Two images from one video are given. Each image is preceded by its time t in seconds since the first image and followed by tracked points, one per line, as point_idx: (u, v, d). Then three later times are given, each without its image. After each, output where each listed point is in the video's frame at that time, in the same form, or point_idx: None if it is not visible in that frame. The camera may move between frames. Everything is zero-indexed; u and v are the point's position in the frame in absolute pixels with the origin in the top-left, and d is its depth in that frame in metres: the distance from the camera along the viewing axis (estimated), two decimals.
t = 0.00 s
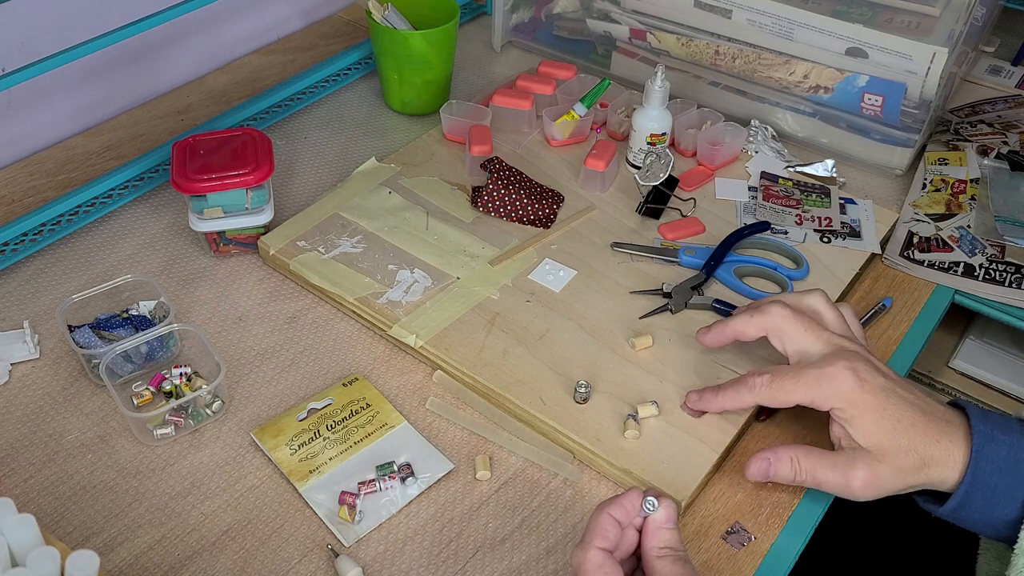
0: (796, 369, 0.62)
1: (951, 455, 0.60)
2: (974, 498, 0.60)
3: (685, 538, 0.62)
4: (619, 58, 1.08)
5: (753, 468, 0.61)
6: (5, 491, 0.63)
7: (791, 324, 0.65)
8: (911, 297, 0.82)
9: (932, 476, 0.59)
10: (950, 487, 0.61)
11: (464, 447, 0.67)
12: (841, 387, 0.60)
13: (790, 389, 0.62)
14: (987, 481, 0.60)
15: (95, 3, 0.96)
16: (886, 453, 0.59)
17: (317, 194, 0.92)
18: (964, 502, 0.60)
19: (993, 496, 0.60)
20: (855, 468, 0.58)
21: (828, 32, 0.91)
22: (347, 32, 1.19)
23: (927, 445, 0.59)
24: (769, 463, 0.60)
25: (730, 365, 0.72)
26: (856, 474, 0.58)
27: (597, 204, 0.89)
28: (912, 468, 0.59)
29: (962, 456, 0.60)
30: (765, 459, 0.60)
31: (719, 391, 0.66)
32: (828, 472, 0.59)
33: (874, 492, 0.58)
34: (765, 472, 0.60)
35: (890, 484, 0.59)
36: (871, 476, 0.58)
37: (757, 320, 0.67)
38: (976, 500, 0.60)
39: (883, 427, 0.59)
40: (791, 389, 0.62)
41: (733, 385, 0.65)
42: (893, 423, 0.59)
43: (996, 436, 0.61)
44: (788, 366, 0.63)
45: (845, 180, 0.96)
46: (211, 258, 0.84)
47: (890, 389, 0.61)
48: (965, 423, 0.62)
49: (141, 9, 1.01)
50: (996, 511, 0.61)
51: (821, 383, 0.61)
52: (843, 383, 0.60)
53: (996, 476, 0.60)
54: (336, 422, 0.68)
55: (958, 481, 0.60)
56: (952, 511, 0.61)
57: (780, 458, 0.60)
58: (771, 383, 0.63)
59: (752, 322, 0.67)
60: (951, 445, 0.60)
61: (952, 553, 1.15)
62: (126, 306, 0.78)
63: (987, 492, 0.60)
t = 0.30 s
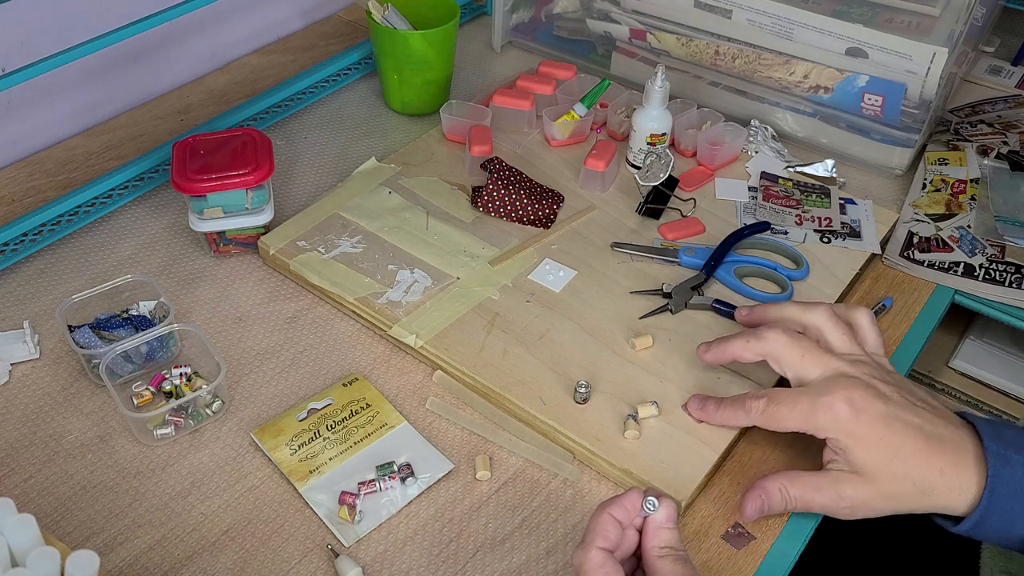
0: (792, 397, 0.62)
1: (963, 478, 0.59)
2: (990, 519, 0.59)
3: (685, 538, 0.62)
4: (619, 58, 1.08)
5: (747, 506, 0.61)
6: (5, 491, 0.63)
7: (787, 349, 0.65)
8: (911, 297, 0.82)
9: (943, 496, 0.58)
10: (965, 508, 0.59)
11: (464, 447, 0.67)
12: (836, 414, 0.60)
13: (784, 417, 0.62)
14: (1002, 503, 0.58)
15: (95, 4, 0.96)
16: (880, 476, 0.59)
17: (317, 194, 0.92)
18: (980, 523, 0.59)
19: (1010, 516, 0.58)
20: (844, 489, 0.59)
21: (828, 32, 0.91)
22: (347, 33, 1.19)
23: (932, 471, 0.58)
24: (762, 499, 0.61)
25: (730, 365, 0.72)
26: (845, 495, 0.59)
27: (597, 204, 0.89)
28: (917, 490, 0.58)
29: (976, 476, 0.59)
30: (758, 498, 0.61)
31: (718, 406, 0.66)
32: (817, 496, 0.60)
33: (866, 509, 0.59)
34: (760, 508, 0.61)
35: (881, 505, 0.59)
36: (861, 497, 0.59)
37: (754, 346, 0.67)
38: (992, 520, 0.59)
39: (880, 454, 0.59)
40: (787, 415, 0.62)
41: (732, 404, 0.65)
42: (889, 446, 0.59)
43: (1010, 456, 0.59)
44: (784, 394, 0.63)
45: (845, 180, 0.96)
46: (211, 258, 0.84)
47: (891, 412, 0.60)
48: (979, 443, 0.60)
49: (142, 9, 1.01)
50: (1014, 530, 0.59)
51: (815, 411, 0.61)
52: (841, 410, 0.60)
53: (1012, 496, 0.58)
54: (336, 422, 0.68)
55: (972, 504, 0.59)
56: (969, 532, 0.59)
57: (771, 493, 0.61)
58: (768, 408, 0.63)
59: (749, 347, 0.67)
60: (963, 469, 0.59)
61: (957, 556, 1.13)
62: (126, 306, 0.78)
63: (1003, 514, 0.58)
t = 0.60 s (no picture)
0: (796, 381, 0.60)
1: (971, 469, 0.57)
2: (995, 515, 0.58)
3: (685, 538, 0.62)
4: (619, 58, 1.08)
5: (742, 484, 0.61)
6: (5, 491, 0.63)
7: (791, 341, 0.63)
8: (911, 297, 0.82)
9: (952, 485, 0.57)
10: (970, 504, 0.58)
11: (464, 447, 0.67)
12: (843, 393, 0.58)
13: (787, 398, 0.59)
14: (1008, 496, 0.58)
15: (95, 4, 0.96)
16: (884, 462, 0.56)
17: (317, 194, 0.92)
18: (984, 518, 0.58)
19: (1013, 511, 0.58)
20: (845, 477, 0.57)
21: (828, 32, 0.91)
22: (347, 33, 1.18)
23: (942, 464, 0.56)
24: (762, 479, 0.60)
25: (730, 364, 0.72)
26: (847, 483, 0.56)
27: (597, 203, 0.89)
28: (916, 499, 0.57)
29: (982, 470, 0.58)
30: (756, 476, 0.60)
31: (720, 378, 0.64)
32: (818, 484, 0.58)
33: (870, 502, 0.56)
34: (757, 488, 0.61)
35: (887, 498, 0.56)
36: (866, 489, 0.56)
37: (756, 340, 0.65)
38: (997, 516, 0.58)
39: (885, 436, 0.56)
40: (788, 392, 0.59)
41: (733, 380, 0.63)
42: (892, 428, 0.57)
43: (1015, 450, 0.58)
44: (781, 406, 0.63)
45: (845, 180, 0.96)
46: (211, 258, 0.84)
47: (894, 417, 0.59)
48: (983, 437, 0.59)
49: (142, 9, 1.01)
50: (1017, 525, 0.58)
51: (821, 390, 0.58)
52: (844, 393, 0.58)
53: (1016, 491, 0.58)
54: (336, 422, 0.68)
55: (979, 496, 0.58)
56: (972, 528, 0.59)
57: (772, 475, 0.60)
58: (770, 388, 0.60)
59: (751, 341, 0.65)
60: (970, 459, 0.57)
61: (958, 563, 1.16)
62: (126, 306, 0.78)
63: (1009, 508, 0.58)
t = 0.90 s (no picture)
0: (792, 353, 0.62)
1: (955, 447, 0.57)
2: (980, 490, 0.58)
3: (685, 538, 0.62)
4: (619, 58, 1.08)
5: (731, 452, 0.63)
6: (5, 491, 0.63)
7: (786, 314, 0.65)
8: (911, 297, 0.82)
9: (937, 463, 0.57)
10: (955, 480, 0.58)
11: (464, 447, 0.67)
12: (841, 364, 0.59)
13: (785, 372, 0.61)
14: (994, 472, 0.57)
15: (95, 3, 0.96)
16: (871, 430, 0.57)
17: (317, 194, 0.92)
18: (969, 494, 0.58)
19: (1000, 486, 0.58)
20: (830, 449, 0.58)
21: (828, 32, 0.91)
22: (347, 33, 1.18)
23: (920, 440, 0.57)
24: (749, 449, 0.62)
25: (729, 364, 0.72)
26: (832, 454, 0.58)
27: (597, 203, 0.89)
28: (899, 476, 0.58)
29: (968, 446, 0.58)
30: (744, 446, 0.62)
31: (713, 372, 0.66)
32: (803, 456, 0.60)
33: (854, 473, 0.58)
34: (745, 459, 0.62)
35: (871, 470, 0.58)
36: (851, 460, 0.58)
37: (751, 315, 0.67)
38: (982, 492, 0.58)
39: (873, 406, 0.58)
40: (785, 367, 0.61)
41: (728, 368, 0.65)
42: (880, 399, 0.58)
43: (1002, 425, 0.58)
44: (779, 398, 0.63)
45: (845, 180, 0.96)
46: (211, 258, 0.84)
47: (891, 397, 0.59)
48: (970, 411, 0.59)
49: (142, 9, 1.01)
50: (1003, 500, 0.58)
51: (816, 361, 0.60)
52: (841, 364, 0.59)
53: (1003, 466, 0.57)
54: (336, 422, 0.68)
55: (964, 471, 0.58)
56: (958, 504, 0.59)
57: (759, 447, 0.62)
58: (765, 368, 0.62)
59: (747, 315, 0.67)
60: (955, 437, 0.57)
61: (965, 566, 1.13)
62: (126, 306, 0.78)
63: (994, 483, 0.58)
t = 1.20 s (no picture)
0: (756, 304, 0.64)
1: (921, 395, 0.59)
2: (943, 440, 0.59)
3: (685, 538, 0.62)
4: (619, 58, 1.08)
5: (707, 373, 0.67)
6: (4, 491, 0.63)
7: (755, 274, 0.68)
8: (911, 297, 0.82)
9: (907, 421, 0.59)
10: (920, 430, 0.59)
11: (464, 447, 0.67)
12: (799, 312, 0.61)
13: (749, 323, 0.64)
14: (958, 422, 0.58)
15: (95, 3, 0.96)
16: (830, 375, 0.59)
17: (317, 194, 0.92)
18: (932, 444, 0.59)
19: (963, 436, 0.58)
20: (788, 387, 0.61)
21: (828, 32, 0.91)
22: (347, 33, 1.18)
23: (886, 391, 0.59)
24: (724, 375, 0.66)
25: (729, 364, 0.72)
26: (790, 392, 0.61)
27: (598, 203, 0.89)
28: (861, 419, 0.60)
29: (932, 396, 0.59)
30: (719, 372, 0.66)
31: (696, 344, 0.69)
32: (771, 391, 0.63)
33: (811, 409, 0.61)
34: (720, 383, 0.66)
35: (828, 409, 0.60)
36: (810, 399, 0.60)
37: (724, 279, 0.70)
38: (946, 443, 0.59)
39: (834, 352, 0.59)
40: (748, 317, 0.64)
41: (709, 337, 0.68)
42: (843, 344, 0.60)
43: (968, 377, 0.59)
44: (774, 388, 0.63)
45: (845, 180, 0.96)
46: (211, 258, 0.84)
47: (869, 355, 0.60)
48: (938, 363, 0.61)
49: (142, 9, 1.01)
50: (968, 451, 0.58)
51: (775, 308, 0.63)
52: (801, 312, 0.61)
53: (965, 416, 0.58)
54: (336, 422, 0.68)
55: (929, 420, 0.59)
56: (921, 455, 0.60)
57: (732, 373, 0.65)
58: (732, 319, 0.65)
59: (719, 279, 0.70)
60: (920, 386, 0.59)
61: (964, 565, 1.16)
62: (126, 306, 0.78)
63: (959, 433, 0.58)
